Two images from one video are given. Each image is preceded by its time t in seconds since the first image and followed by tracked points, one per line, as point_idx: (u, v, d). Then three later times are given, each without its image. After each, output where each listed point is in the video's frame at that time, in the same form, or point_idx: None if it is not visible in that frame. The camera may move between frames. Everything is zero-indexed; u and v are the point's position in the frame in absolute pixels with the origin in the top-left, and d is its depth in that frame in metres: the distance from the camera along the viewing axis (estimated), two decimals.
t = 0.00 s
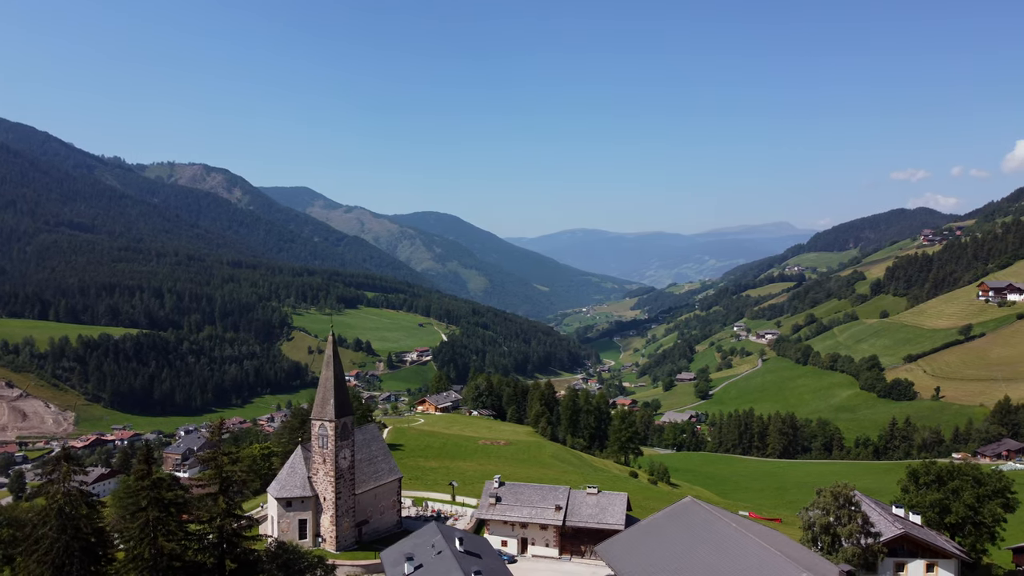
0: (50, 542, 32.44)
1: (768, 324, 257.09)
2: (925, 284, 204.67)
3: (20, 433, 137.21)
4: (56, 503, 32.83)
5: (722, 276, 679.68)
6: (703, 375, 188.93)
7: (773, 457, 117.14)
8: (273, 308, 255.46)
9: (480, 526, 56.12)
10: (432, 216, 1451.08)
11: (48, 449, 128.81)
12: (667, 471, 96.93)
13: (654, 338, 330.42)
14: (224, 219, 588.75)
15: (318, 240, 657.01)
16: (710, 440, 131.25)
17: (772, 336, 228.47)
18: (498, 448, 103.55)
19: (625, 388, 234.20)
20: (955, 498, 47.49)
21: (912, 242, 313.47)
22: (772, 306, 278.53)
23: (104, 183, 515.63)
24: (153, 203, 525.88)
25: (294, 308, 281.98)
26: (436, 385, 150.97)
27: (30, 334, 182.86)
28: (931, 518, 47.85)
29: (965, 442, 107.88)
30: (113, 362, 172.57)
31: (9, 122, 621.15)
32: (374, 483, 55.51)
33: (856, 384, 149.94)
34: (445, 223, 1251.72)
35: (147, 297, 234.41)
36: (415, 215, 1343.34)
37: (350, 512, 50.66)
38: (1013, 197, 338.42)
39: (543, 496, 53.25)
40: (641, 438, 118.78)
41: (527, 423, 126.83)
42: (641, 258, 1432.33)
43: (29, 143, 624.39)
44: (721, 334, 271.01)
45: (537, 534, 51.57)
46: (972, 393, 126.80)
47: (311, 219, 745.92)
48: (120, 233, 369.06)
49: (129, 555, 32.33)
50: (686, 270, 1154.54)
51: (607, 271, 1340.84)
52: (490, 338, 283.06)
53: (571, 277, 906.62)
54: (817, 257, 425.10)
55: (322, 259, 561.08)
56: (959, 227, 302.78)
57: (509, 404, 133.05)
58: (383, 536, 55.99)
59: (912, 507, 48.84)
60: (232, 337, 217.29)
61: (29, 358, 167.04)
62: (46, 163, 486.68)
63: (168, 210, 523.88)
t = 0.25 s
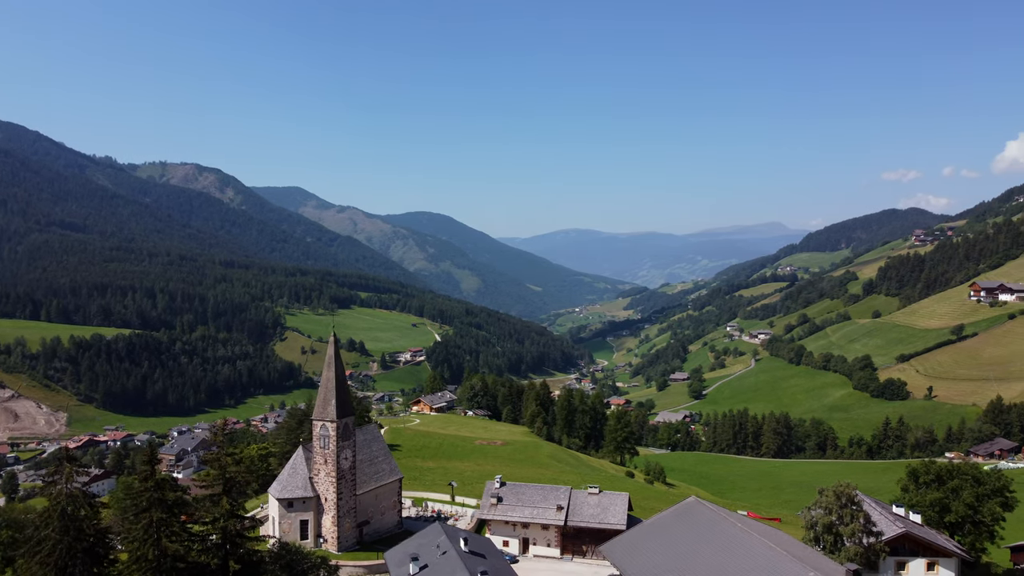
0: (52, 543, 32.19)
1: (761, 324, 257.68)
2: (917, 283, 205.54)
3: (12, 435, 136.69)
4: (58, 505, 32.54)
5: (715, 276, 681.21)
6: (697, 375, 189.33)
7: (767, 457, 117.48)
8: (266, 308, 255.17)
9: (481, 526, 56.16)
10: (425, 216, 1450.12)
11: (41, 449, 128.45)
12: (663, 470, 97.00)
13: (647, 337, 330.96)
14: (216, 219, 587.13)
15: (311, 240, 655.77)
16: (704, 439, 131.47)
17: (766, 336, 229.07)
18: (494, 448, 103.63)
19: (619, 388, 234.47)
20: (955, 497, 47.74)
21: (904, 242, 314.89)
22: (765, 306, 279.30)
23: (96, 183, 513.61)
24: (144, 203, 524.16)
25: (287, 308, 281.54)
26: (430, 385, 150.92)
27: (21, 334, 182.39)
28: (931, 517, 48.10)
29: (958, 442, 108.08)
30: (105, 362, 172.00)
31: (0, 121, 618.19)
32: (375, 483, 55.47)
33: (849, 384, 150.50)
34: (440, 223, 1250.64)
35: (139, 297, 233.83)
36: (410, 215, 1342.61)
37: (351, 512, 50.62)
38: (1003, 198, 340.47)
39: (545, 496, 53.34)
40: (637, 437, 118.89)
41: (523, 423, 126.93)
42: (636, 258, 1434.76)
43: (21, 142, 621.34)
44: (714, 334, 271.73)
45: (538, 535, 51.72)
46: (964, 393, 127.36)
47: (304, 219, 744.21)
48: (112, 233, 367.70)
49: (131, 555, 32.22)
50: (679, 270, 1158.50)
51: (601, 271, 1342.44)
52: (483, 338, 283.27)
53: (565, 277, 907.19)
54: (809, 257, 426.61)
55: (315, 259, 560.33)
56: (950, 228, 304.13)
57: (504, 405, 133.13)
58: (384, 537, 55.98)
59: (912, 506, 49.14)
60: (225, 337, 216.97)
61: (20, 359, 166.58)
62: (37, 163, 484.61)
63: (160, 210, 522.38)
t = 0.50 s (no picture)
0: (52, 545, 31.96)
1: (751, 324, 258.68)
2: (907, 283, 206.83)
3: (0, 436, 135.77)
4: (58, 506, 32.29)
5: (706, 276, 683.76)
6: (688, 375, 189.81)
7: (759, 456, 117.86)
8: (257, 308, 254.47)
9: (481, 526, 56.17)
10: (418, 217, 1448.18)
11: (29, 451, 127.60)
12: (657, 470, 97.14)
13: (638, 338, 331.71)
14: (206, 219, 584.61)
15: (302, 240, 653.73)
16: (696, 439, 131.75)
17: (756, 336, 229.93)
18: (489, 448, 103.68)
19: (610, 388, 234.70)
20: (952, 496, 48.11)
21: (893, 243, 316.98)
22: (755, 306, 280.44)
23: (84, 182, 510.26)
24: (133, 203, 521.25)
25: (278, 308, 280.74)
26: (422, 385, 150.84)
27: (10, 335, 181.26)
28: (928, 515, 48.45)
29: (947, 441, 108.72)
30: (95, 363, 171.03)
31: None
32: (373, 484, 55.46)
33: (840, 384, 151.26)
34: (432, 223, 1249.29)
35: (129, 297, 232.77)
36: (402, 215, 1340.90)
37: (351, 513, 50.58)
38: (990, 198, 343.56)
39: (544, 496, 53.46)
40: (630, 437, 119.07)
41: (517, 423, 127.04)
42: (628, 258, 1437.52)
43: (8, 141, 616.48)
44: (705, 334, 272.64)
45: (538, 535, 51.79)
46: (954, 392, 128.28)
47: (294, 219, 741.84)
48: (101, 233, 365.65)
49: (132, 557, 32.06)
50: (670, 270, 1161.79)
51: (593, 271, 1344.81)
52: (474, 339, 283.45)
53: (557, 277, 908.01)
54: (799, 257, 428.80)
55: (306, 259, 558.74)
56: (939, 228, 306.31)
57: (497, 405, 133.14)
58: (383, 538, 55.99)
59: (910, 505, 49.49)
60: (216, 338, 216.32)
61: (9, 360, 165.46)
62: (25, 162, 480.99)
63: (149, 210, 519.49)
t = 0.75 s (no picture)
0: (51, 547, 31.67)
1: (740, 324, 259.73)
2: (894, 283, 208.29)
3: None
4: (56, 508, 31.99)
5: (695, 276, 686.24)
6: (678, 374, 190.37)
7: (750, 456, 118.34)
8: (246, 308, 253.46)
9: (478, 526, 56.17)
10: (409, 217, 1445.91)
11: (17, 452, 126.67)
12: (649, 470, 97.31)
13: (628, 338, 332.40)
14: (194, 219, 581.65)
15: (291, 240, 651.36)
16: (687, 439, 132.07)
17: (746, 336, 230.89)
18: (481, 448, 103.65)
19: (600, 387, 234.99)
20: (947, 494, 48.50)
21: (881, 243, 319.09)
22: (744, 306, 281.52)
23: (71, 182, 506.81)
24: (121, 202, 517.89)
25: (268, 308, 279.74)
26: (413, 385, 150.49)
27: None
28: (924, 514, 48.81)
29: (936, 440, 109.45)
30: (83, 364, 169.78)
31: None
32: (371, 485, 55.38)
33: (829, 383, 152.12)
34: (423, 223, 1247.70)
35: (117, 297, 231.33)
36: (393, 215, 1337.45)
37: (349, 514, 50.47)
38: (976, 199, 346.54)
39: (542, 496, 53.49)
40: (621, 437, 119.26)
41: (509, 423, 127.14)
42: (619, 258, 1440.04)
43: None
44: (694, 334, 273.56)
45: (536, 535, 51.87)
46: (942, 391, 129.27)
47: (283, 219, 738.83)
48: (88, 233, 363.20)
49: (132, 559, 31.87)
50: (660, 270, 1164.96)
51: (584, 271, 1346.50)
52: (464, 339, 283.43)
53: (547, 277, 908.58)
54: (787, 257, 430.97)
55: (295, 259, 556.77)
56: (926, 229, 308.63)
57: (489, 405, 133.09)
58: (380, 538, 56.03)
59: (906, 504, 49.84)
60: (204, 338, 215.35)
61: None
62: (11, 162, 477.56)
63: (137, 210, 516.37)
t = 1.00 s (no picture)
0: (47, 550, 31.38)
1: (728, 324, 260.93)
2: (881, 283, 209.94)
3: None
4: (52, 510, 31.71)
5: (683, 276, 688.77)
6: (667, 374, 191.08)
7: (739, 455, 118.93)
8: (234, 308, 252.34)
9: (475, 527, 56.19)
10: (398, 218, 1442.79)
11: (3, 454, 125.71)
12: (641, 469, 97.56)
13: (616, 338, 333.11)
14: (181, 218, 578.03)
15: (278, 240, 648.28)
16: (677, 438, 132.52)
17: (733, 336, 232.01)
18: (474, 448, 103.66)
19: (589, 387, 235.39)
20: (941, 492, 48.91)
21: (867, 243, 321.52)
22: (732, 306, 282.70)
23: (55, 181, 502.20)
24: (106, 201, 513.85)
25: (256, 309, 278.45)
26: (403, 386, 150.21)
27: None
28: (918, 512, 49.12)
29: (923, 438, 110.39)
30: (69, 364, 168.41)
31: None
32: (367, 485, 55.31)
33: (817, 383, 153.15)
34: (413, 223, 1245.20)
35: (103, 298, 229.67)
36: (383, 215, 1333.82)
37: (345, 514, 50.38)
38: (961, 199, 349.90)
39: (539, 496, 53.53)
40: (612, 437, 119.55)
41: (500, 423, 127.20)
42: (609, 258, 1443.03)
43: None
44: (682, 333, 274.56)
45: (533, 535, 51.95)
46: (928, 390, 130.45)
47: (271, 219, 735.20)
48: (74, 233, 360.32)
49: (131, 561, 31.69)
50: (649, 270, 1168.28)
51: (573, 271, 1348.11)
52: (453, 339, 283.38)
53: (537, 277, 909.03)
54: (774, 257, 433.39)
55: (282, 259, 554.23)
56: (912, 229, 311.22)
57: (480, 405, 133.15)
58: (376, 539, 55.97)
59: (900, 502, 50.14)
60: (192, 339, 214.30)
61: None
62: None
63: (122, 209, 512.49)
